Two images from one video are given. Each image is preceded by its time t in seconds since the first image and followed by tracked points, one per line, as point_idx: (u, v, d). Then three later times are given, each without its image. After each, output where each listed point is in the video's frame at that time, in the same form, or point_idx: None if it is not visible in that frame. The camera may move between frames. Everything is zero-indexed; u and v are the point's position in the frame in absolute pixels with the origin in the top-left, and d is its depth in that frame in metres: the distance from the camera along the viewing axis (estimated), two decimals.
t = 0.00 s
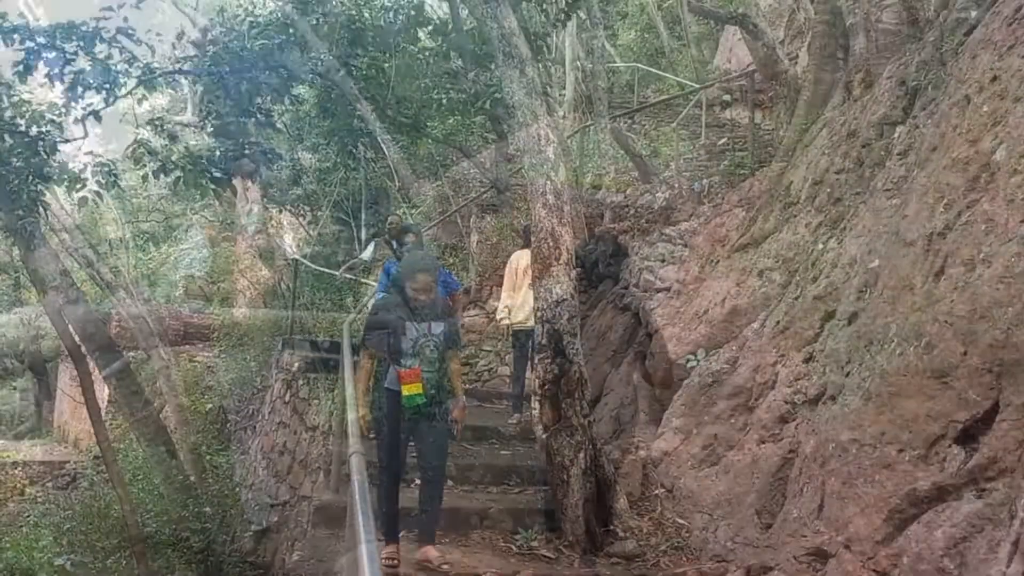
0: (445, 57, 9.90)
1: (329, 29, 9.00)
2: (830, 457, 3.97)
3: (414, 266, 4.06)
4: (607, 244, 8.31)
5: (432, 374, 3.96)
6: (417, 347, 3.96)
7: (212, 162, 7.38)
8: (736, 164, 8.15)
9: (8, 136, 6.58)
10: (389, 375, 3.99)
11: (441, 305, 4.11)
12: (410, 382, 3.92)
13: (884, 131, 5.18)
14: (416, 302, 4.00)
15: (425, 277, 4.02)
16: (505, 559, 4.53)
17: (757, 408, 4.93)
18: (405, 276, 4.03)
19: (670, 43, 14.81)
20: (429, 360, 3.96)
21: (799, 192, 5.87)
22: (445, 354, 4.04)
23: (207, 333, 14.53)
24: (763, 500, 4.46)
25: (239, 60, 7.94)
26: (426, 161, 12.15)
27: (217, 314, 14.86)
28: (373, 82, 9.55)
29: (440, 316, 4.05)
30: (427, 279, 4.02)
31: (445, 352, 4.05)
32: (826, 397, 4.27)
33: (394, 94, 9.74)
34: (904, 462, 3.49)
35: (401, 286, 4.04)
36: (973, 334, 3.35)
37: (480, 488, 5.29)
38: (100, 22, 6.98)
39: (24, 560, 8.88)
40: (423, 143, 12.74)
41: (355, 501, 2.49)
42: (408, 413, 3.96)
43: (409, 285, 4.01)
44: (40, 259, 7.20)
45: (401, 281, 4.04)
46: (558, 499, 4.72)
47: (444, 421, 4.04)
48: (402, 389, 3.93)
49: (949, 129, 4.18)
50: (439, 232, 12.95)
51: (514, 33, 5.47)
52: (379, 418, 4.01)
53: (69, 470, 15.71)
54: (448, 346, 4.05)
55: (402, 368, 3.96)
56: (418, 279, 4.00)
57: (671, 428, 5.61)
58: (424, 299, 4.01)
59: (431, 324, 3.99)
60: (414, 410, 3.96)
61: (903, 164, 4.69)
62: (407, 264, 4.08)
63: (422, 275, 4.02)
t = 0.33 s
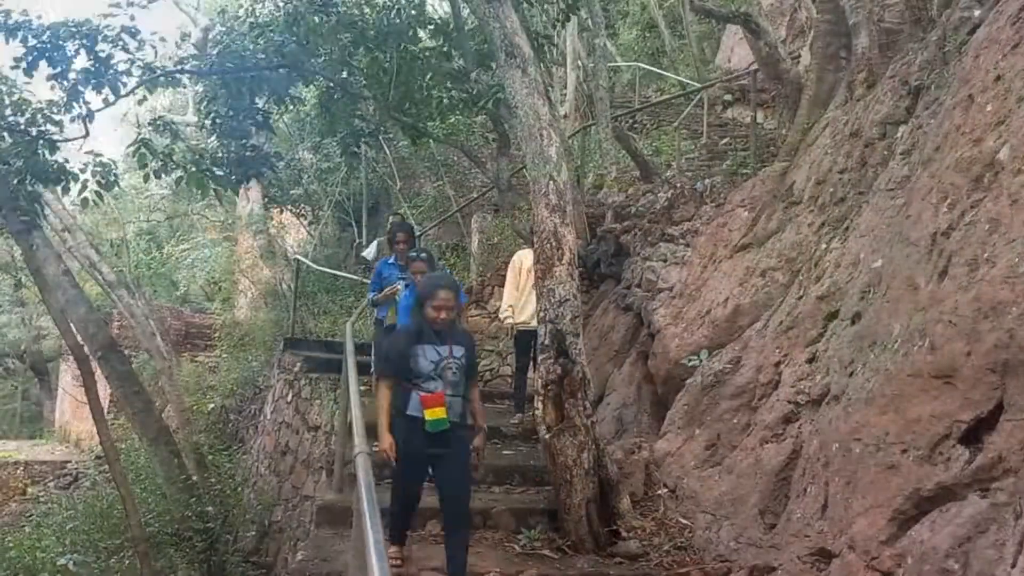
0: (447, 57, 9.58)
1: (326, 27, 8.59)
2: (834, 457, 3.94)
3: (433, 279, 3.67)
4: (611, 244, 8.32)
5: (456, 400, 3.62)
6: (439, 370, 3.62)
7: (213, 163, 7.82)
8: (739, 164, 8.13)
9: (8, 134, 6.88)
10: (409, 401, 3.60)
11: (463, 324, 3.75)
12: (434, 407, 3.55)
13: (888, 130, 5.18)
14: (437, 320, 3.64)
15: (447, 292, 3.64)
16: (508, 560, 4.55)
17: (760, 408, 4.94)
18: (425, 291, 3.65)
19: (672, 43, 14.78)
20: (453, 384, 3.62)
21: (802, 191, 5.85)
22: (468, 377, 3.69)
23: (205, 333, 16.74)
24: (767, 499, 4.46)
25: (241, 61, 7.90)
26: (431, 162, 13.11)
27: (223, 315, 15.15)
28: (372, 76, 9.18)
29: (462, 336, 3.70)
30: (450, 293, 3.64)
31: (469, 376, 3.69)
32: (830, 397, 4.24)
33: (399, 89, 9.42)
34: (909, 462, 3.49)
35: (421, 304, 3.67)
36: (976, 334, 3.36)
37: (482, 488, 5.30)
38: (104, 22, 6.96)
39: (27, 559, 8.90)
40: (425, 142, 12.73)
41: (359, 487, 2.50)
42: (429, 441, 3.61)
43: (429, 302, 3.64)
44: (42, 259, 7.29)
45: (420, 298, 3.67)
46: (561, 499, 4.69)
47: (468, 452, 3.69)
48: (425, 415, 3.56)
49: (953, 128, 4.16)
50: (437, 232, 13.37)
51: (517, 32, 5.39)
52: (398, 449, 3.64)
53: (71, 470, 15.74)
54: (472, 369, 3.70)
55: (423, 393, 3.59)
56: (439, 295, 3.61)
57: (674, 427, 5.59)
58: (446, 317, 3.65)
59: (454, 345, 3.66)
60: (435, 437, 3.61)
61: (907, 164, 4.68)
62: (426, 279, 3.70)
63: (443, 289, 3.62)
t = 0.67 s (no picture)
0: (452, 58, 9.40)
1: (330, 27, 8.67)
2: (844, 455, 3.97)
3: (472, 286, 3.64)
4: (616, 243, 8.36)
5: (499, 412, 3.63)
6: (481, 381, 3.61)
7: (217, 163, 8.01)
8: (742, 164, 8.18)
9: (14, 139, 7.44)
10: (453, 414, 3.59)
11: (501, 333, 3.75)
12: (482, 421, 3.54)
13: (894, 131, 5.23)
14: (478, 331, 3.64)
15: (489, 302, 3.63)
16: (521, 560, 4.60)
17: (768, 407, 4.99)
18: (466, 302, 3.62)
19: (672, 43, 14.81)
20: (496, 396, 3.62)
21: (808, 192, 5.89)
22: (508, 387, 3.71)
23: (206, 333, 17.60)
24: (777, 496, 4.49)
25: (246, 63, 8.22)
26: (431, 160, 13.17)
27: (223, 314, 15.22)
28: (375, 79, 8.99)
29: (501, 346, 3.70)
30: (492, 304, 3.63)
31: (508, 384, 3.72)
32: (840, 395, 4.27)
33: (404, 92, 9.08)
34: (920, 460, 3.53)
35: (460, 313, 3.64)
36: (986, 333, 3.42)
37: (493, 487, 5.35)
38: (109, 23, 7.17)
39: (33, 561, 8.93)
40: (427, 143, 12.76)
41: (387, 484, 2.57)
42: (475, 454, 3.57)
43: (471, 314, 3.63)
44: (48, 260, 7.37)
45: (460, 307, 3.64)
46: (572, 499, 4.73)
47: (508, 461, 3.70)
48: (472, 429, 3.54)
49: (959, 129, 4.20)
50: (440, 233, 13.56)
51: (525, 35, 5.44)
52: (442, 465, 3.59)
53: (72, 470, 15.75)
54: (512, 378, 3.72)
55: (468, 405, 3.58)
56: (481, 306, 3.60)
57: (682, 425, 5.62)
58: (487, 327, 3.64)
59: (494, 356, 3.66)
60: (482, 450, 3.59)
61: (913, 164, 4.72)
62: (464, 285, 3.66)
63: (485, 300, 3.60)
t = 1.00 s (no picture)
0: (451, 55, 9.42)
1: (331, 23, 8.62)
2: (848, 449, 3.98)
3: (491, 278, 3.63)
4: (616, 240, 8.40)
5: (517, 411, 3.67)
6: (500, 381, 3.64)
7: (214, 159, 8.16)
8: (742, 161, 8.20)
9: (15, 139, 7.57)
10: (472, 414, 3.60)
11: (519, 330, 3.76)
12: (501, 423, 3.57)
13: (896, 127, 5.26)
14: (497, 329, 3.65)
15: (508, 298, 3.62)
16: (527, 554, 4.63)
17: (771, 401, 5.01)
18: (484, 297, 3.61)
19: (670, 40, 14.84)
20: (515, 395, 3.65)
21: (809, 188, 5.92)
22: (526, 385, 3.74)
23: (203, 329, 17.73)
24: (780, 490, 4.52)
25: (246, 58, 8.30)
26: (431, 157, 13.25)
27: (221, 312, 15.21)
28: (374, 75, 8.92)
29: (520, 345, 3.72)
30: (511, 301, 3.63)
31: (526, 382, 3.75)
32: (843, 390, 4.29)
33: (405, 89, 9.06)
34: (925, 453, 3.52)
35: (478, 310, 3.64)
36: (992, 327, 3.41)
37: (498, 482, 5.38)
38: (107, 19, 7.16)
39: (32, 556, 8.93)
40: (425, 139, 12.75)
41: (401, 473, 2.60)
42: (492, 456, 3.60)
43: (489, 308, 3.61)
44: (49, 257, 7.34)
45: (478, 302, 3.63)
46: (576, 493, 4.76)
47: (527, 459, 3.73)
48: (491, 430, 3.56)
49: (963, 126, 4.23)
50: (438, 230, 13.57)
51: (529, 30, 5.48)
52: (459, 465, 3.61)
53: (69, 467, 15.72)
54: (530, 376, 3.76)
55: (487, 405, 3.60)
56: (498, 300, 3.58)
57: (684, 420, 5.65)
58: (506, 325, 3.65)
59: (514, 354, 3.68)
60: (501, 452, 3.61)
61: (916, 161, 4.75)
62: (482, 278, 3.65)
63: (504, 297, 3.60)
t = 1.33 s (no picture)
0: (441, 51, 9.41)
1: (319, 18, 8.60)
2: (837, 443, 3.99)
3: (490, 266, 3.64)
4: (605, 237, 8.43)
5: (515, 407, 3.66)
6: (499, 376, 3.63)
7: (202, 155, 8.11)
8: (731, 158, 8.23)
9: None
10: (467, 408, 3.60)
11: (522, 323, 3.75)
12: (496, 417, 3.53)
13: (885, 124, 5.30)
14: (496, 320, 3.65)
15: (506, 286, 3.62)
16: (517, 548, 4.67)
17: (760, 396, 5.04)
18: (482, 285, 3.63)
19: (659, 38, 14.89)
20: (513, 390, 3.65)
21: (798, 185, 5.95)
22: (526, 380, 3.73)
23: (189, 326, 17.63)
24: (770, 485, 4.55)
25: (234, 53, 8.26)
26: (418, 154, 13.26)
27: (208, 308, 15.14)
28: (364, 70, 8.99)
29: (522, 338, 3.71)
30: (510, 291, 3.63)
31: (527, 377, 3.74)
32: (833, 385, 4.32)
33: (394, 84, 9.09)
34: (914, 447, 3.50)
35: (478, 299, 3.64)
36: (981, 322, 3.38)
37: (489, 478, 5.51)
38: (93, 16, 7.11)
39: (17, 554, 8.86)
40: (413, 134, 12.73)
41: (396, 466, 2.62)
42: (487, 451, 3.60)
43: (486, 295, 3.62)
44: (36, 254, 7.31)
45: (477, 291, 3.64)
46: (566, 488, 4.76)
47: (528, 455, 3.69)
48: (485, 425, 3.55)
49: (951, 122, 4.26)
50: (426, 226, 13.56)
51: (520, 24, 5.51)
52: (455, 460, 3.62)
53: (53, 465, 15.60)
54: (531, 371, 3.75)
55: (484, 400, 3.60)
56: (495, 284, 3.60)
57: (674, 415, 5.69)
58: (505, 316, 3.65)
59: (515, 349, 3.67)
60: (495, 447, 3.60)
61: (904, 157, 4.78)
62: (482, 266, 3.66)
63: (502, 284, 3.61)
